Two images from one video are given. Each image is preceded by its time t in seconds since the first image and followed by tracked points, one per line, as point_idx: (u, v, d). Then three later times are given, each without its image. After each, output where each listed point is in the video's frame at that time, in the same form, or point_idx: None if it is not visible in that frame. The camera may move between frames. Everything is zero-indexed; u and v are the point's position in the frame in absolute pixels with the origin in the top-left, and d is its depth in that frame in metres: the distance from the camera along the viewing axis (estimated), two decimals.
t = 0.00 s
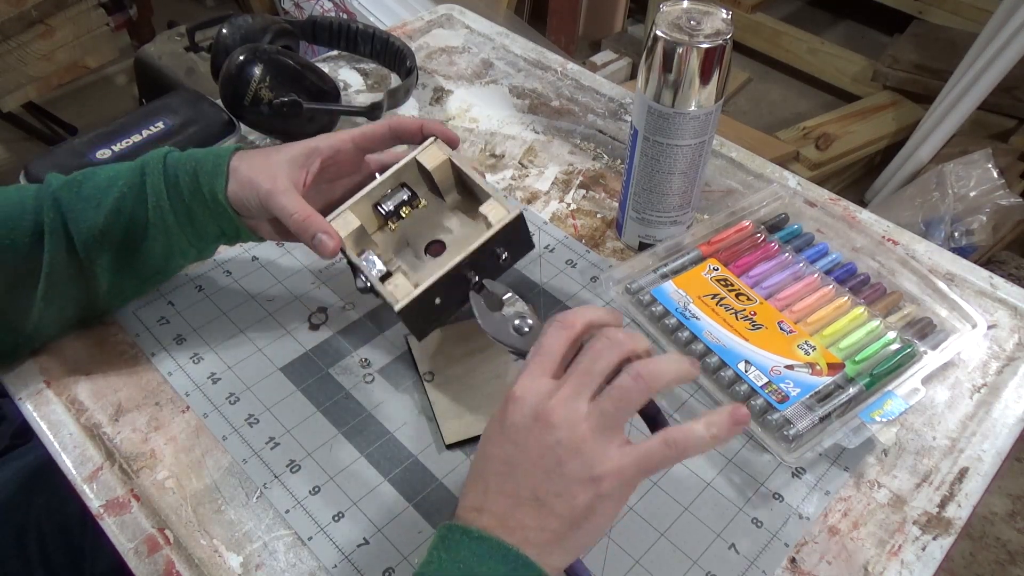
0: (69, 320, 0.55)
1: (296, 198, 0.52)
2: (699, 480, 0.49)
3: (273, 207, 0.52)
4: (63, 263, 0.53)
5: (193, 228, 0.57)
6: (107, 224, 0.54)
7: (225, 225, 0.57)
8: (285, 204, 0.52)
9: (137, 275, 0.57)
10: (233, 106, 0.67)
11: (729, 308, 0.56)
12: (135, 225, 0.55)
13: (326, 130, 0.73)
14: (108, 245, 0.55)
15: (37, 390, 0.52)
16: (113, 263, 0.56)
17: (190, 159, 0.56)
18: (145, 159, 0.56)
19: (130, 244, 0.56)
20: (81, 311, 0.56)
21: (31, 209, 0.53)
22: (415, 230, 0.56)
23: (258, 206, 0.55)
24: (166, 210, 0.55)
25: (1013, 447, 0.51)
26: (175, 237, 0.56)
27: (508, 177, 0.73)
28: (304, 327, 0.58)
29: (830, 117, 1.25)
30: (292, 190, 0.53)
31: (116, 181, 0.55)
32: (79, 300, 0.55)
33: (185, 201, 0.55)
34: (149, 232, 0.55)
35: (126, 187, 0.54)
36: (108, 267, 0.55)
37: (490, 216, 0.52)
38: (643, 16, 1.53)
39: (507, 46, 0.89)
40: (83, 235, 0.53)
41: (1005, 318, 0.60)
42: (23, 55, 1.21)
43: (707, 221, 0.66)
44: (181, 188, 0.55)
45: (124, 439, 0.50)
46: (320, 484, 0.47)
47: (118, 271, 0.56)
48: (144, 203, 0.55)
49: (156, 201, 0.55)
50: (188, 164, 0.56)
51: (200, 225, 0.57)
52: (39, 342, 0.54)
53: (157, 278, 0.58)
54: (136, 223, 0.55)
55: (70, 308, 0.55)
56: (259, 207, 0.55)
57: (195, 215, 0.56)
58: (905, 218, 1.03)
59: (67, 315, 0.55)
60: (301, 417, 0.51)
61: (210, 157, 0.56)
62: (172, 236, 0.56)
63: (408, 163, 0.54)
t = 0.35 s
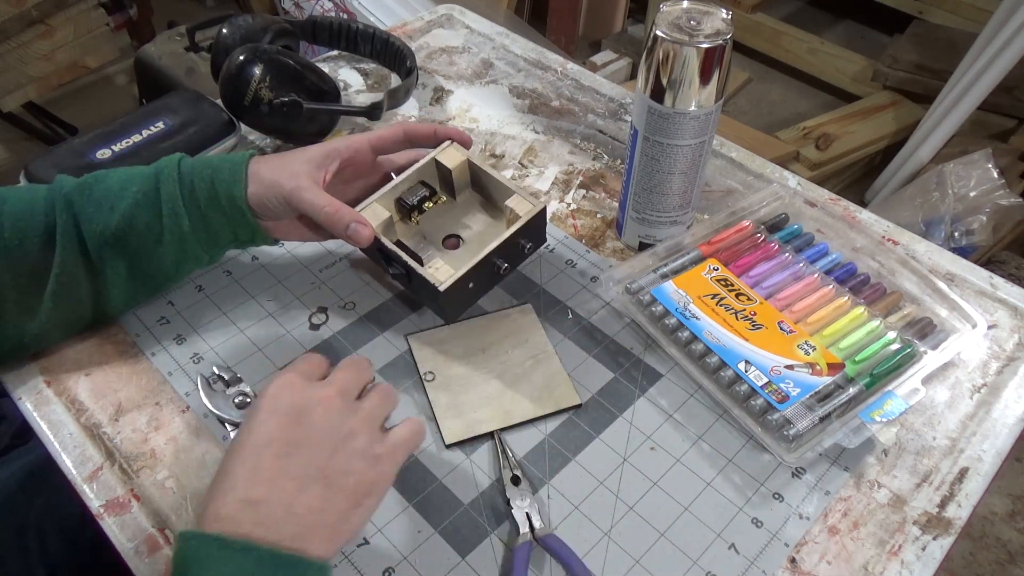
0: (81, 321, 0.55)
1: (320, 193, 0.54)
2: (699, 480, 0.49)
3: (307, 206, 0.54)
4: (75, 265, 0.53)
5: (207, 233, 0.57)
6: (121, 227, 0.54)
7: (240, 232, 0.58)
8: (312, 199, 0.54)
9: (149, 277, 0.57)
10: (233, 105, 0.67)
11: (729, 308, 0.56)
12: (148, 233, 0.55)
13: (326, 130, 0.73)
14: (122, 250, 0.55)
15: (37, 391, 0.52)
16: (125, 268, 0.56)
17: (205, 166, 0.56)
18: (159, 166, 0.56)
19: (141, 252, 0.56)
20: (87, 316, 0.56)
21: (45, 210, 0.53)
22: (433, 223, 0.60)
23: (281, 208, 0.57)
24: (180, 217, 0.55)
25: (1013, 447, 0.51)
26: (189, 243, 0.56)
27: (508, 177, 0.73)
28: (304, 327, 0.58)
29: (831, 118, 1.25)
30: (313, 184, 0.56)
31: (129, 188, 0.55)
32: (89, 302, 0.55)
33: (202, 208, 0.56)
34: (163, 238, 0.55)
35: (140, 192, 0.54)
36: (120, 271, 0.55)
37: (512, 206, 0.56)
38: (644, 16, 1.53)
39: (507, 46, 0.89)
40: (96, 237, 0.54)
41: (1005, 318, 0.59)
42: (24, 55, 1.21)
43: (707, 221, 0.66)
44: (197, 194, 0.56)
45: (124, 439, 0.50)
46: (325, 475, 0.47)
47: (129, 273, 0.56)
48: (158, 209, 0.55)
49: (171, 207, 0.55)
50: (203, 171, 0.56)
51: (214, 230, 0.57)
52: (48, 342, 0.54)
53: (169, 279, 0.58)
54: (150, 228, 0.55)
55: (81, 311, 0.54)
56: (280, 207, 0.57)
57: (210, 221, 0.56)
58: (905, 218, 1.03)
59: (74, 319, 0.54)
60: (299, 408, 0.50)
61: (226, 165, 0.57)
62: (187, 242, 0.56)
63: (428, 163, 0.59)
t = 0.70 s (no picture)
0: (88, 326, 0.55)
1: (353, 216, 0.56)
2: (699, 480, 0.49)
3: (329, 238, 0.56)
4: (120, 277, 0.54)
5: (260, 270, 0.58)
6: (179, 250, 0.55)
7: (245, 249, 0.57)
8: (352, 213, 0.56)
9: (191, 301, 0.57)
10: (233, 105, 0.67)
11: (729, 309, 0.56)
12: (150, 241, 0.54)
13: (326, 130, 0.73)
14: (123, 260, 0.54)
15: (36, 391, 0.51)
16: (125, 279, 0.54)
17: (276, 207, 0.58)
18: (232, 198, 0.57)
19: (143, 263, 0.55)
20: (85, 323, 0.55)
21: (94, 216, 0.53)
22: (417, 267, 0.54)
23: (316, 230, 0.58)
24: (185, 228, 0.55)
25: (1013, 447, 0.51)
26: (191, 256, 0.55)
27: (508, 177, 0.73)
28: (304, 328, 0.58)
29: (830, 117, 1.25)
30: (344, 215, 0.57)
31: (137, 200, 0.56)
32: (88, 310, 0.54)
33: (208, 219, 0.56)
34: (217, 267, 0.56)
35: (209, 219, 0.56)
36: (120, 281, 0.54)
37: (482, 259, 0.47)
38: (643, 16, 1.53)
39: (507, 46, 0.89)
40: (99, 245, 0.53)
41: (1005, 318, 0.59)
42: (23, 55, 1.21)
43: (707, 221, 0.66)
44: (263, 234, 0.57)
45: (123, 439, 0.49)
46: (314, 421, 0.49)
47: (174, 295, 0.56)
48: (221, 238, 0.56)
49: (234, 240, 0.56)
50: (272, 212, 0.58)
51: (268, 270, 0.58)
52: (50, 344, 0.54)
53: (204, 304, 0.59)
54: (208, 255, 0.56)
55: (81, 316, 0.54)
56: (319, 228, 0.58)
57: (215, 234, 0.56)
58: (905, 218, 1.03)
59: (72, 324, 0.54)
60: (304, 415, 0.50)
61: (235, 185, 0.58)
62: (189, 254, 0.55)
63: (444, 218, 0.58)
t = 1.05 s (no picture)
0: (88, 325, 0.55)
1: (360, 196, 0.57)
2: (699, 480, 0.49)
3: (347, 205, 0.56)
4: (121, 276, 0.53)
5: (261, 269, 0.58)
6: (180, 247, 0.55)
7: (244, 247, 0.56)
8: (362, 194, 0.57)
9: (191, 300, 0.57)
10: (233, 105, 0.67)
11: (729, 309, 0.56)
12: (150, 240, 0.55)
13: (326, 130, 0.73)
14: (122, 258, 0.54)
15: (37, 392, 0.51)
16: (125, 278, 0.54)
17: (276, 205, 0.58)
18: (233, 196, 0.58)
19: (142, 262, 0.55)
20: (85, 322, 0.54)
21: (95, 215, 0.53)
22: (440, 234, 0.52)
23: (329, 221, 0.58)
24: (185, 227, 0.55)
25: (1012, 447, 0.51)
26: (191, 255, 0.55)
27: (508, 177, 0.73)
28: (303, 328, 0.58)
29: (830, 117, 1.25)
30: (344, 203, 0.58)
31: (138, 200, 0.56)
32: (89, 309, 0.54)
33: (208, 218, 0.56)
34: (218, 265, 0.56)
35: (210, 217, 0.56)
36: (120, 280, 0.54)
37: (513, 189, 0.47)
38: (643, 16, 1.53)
39: (506, 46, 0.89)
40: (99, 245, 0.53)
41: (1005, 318, 0.59)
42: (23, 55, 1.21)
43: (707, 221, 0.66)
44: (264, 232, 0.58)
45: (123, 439, 0.49)
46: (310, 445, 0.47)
47: (175, 294, 0.56)
48: (223, 236, 0.56)
49: (235, 237, 0.56)
50: (273, 210, 0.58)
51: (268, 269, 0.58)
52: (50, 343, 0.54)
53: (204, 304, 0.59)
54: (209, 253, 0.56)
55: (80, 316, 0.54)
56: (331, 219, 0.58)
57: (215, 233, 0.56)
58: (905, 218, 1.03)
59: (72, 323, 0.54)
60: (305, 414, 0.50)
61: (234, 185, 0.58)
62: (189, 253, 0.55)
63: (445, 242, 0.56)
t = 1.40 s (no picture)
0: (88, 324, 0.55)
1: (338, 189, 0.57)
2: (699, 480, 0.49)
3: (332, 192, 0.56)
4: (122, 275, 0.53)
5: (261, 269, 0.58)
6: (181, 247, 0.55)
7: (244, 248, 0.57)
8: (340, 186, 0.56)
9: (191, 297, 0.57)
10: (233, 105, 0.67)
11: (729, 308, 0.56)
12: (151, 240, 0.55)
13: (325, 130, 0.73)
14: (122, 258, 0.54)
15: (37, 391, 0.51)
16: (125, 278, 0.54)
17: (277, 204, 0.59)
18: (234, 193, 0.58)
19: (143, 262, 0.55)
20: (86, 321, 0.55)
21: (96, 213, 0.53)
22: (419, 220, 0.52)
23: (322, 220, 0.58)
24: (186, 227, 0.55)
25: (1012, 447, 0.51)
26: (192, 255, 0.55)
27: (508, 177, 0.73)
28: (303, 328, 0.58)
29: (830, 117, 1.25)
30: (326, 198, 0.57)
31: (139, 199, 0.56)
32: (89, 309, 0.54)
33: (208, 217, 0.56)
34: (218, 263, 0.56)
35: (210, 213, 0.56)
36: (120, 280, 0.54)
37: (473, 176, 0.46)
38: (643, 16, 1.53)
39: (507, 46, 0.89)
40: (100, 244, 0.53)
41: (1005, 319, 0.59)
42: (22, 55, 1.21)
43: (707, 221, 0.66)
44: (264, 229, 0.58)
45: (123, 439, 0.49)
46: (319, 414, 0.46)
47: (175, 291, 0.56)
48: (223, 233, 0.56)
49: (235, 233, 0.56)
50: (273, 209, 0.58)
51: (268, 266, 0.58)
52: (50, 341, 0.54)
53: (204, 303, 0.58)
54: (209, 250, 0.56)
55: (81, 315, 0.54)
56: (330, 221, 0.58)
57: (216, 233, 0.56)
58: (905, 218, 1.03)
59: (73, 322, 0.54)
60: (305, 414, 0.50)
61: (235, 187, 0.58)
62: (190, 253, 0.55)
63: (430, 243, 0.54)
